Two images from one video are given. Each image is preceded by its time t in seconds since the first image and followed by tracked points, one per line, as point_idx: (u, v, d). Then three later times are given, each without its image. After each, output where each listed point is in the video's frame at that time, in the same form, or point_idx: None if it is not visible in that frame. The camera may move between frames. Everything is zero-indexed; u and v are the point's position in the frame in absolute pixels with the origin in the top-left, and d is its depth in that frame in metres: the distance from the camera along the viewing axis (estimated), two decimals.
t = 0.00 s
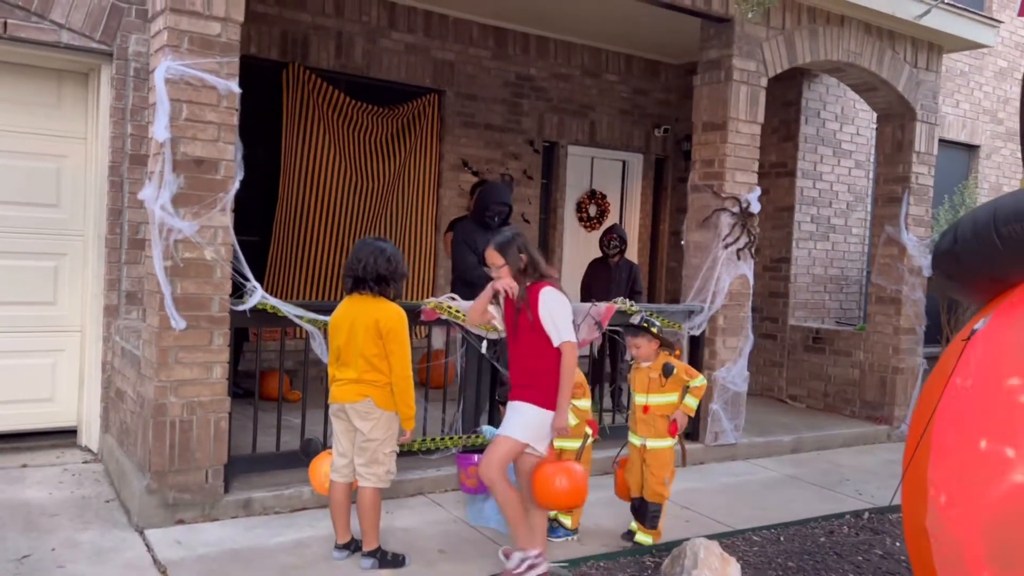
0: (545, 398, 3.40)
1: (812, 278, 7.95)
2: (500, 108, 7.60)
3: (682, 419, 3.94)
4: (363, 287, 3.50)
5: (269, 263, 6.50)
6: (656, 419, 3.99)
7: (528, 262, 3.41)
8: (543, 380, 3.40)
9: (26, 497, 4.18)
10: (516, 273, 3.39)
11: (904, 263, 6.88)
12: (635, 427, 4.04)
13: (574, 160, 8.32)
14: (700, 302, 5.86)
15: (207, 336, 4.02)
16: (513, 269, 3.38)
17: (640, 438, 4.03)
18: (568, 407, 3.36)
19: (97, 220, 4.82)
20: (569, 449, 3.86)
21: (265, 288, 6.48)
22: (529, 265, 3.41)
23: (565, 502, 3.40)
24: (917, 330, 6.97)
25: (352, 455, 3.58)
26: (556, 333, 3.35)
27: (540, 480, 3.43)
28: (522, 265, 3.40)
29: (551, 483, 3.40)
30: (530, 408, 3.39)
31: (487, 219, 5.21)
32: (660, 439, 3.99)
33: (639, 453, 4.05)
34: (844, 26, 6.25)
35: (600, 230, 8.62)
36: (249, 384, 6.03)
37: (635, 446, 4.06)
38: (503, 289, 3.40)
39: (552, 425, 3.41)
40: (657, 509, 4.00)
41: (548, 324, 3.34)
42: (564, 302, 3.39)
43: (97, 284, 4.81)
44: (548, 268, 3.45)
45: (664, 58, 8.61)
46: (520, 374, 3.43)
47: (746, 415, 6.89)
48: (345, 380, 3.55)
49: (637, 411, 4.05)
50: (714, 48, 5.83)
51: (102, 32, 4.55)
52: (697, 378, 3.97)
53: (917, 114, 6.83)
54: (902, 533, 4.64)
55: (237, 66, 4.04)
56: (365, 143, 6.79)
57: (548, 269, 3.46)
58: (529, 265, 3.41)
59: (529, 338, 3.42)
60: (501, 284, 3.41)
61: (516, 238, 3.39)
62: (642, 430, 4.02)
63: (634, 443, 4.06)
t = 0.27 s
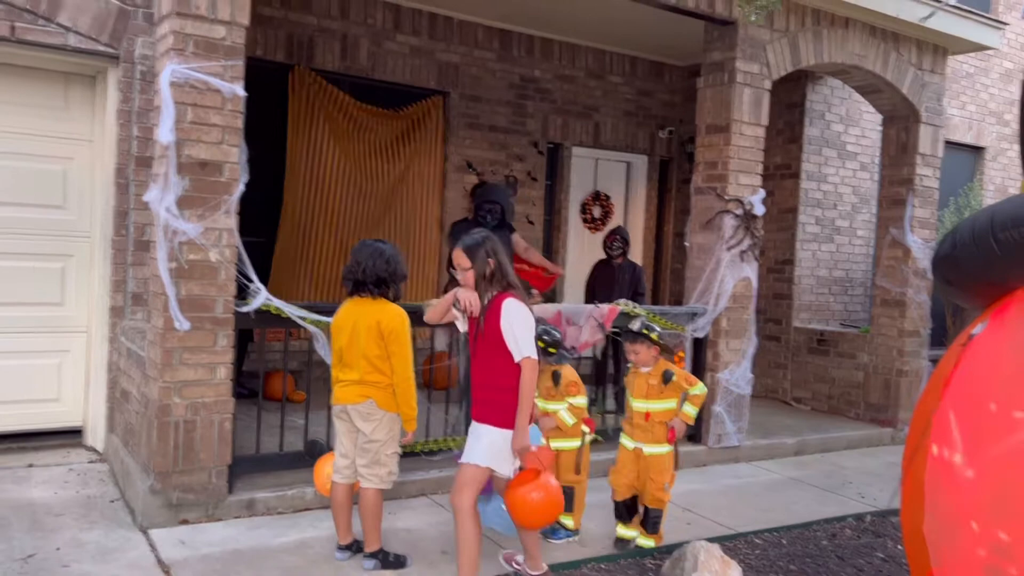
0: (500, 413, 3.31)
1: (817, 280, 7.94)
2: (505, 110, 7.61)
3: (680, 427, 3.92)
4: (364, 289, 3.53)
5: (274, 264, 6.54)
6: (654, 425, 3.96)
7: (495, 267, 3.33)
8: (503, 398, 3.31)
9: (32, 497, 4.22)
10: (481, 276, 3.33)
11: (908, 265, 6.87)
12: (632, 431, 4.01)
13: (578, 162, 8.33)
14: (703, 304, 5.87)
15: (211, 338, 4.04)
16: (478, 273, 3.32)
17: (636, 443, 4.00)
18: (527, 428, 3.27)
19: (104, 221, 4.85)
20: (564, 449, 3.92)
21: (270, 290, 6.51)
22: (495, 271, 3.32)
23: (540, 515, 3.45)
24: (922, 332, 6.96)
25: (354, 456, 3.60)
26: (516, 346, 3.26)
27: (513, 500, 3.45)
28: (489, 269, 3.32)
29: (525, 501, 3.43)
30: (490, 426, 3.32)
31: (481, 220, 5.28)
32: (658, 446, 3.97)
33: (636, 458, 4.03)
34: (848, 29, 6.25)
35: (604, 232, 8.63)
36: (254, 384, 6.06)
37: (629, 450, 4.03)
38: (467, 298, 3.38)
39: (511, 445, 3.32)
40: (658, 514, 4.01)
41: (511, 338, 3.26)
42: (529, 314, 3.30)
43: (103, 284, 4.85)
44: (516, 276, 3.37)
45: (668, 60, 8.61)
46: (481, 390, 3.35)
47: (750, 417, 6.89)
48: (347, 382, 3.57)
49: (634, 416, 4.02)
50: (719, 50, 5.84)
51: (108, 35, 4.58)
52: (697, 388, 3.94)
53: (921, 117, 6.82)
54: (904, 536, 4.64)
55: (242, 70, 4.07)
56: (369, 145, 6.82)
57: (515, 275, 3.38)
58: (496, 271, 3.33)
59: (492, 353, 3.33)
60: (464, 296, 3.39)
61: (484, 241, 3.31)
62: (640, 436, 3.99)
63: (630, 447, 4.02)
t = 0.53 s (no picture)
0: (481, 424, 3.20)
1: (848, 292, 7.85)
2: (532, 123, 7.64)
3: (695, 444, 3.80)
4: (388, 302, 3.55)
5: (304, 276, 6.60)
6: (669, 443, 3.86)
7: (488, 267, 3.25)
8: (484, 406, 3.20)
9: (65, 505, 4.29)
10: (474, 275, 3.23)
11: (941, 278, 6.77)
12: (646, 450, 3.90)
13: (606, 173, 8.33)
14: (731, 316, 5.82)
15: (239, 349, 4.09)
16: (472, 272, 3.22)
17: (651, 462, 3.89)
18: (503, 443, 3.14)
19: (137, 234, 4.94)
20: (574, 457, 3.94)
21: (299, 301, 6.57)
22: (485, 271, 3.23)
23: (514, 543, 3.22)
24: (955, 346, 6.85)
25: (380, 467, 3.61)
26: (503, 352, 3.16)
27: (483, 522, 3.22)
28: (483, 269, 3.23)
29: (497, 528, 3.19)
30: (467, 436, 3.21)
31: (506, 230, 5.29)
32: (673, 464, 3.85)
33: (651, 477, 3.90)
34: (878, 39, 6.20)
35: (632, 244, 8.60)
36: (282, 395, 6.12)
37: (645, 469, 3.91)
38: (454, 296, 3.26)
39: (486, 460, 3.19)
40: (682, 530, 3.90)
41: (500, 344, 3.16)
42: (519, 321, 3.20)
43: (136, 296, 4.93)
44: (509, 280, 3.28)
45: (696, 71, 8.59)
46: (463, 398, 3.25)
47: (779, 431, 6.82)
48: (372, 394, 3.59)
49: (649, 434, 3.91)
50: (746, 61, 5.82)
51: (142, 52, 4.67)
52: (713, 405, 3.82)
53: (954, 127, 6.74)
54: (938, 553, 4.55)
55: (271, 84, 4.13)
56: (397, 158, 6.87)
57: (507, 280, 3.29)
58: (489, 272, 3.24)
59: (478, 359, 3.23)
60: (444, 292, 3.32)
61: (481, 239, 3.24)
62: (655, 455, 3.87)
63: (644, 466, 3.91)
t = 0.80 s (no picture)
0: (457, 452, 3.10)
1: (880, 303, 7.74)
2: (559, 133, 7.64)
3: (701, 458, 3.70)
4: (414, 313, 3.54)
5: (331, 287, 6.63)
6: (674, 456, 3.74)
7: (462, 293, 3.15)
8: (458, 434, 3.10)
9: (96, 513, 4.34)
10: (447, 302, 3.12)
11: (976, 288, 6.65)
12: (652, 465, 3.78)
13: (633, 184, 8.30)
14: (761, 327, 5.77)
15: (267, 359, 4.12)
16: (445, 298, 3.12)
17: (656, 476, 3.77)
18: (477, 474, 3.02)
19: (168, 246, 5.01)
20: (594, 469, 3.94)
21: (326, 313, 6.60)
22: (458, 296, 3.14)
23: None
24: (991, 357, 6.71)
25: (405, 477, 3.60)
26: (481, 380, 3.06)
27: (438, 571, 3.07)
28: (457, 295, 3.13)
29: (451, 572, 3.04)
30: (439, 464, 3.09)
31: (531, 238, 5.20)
32: (679, 478, 3.74)
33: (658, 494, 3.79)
34: (909, 46, 6.12)
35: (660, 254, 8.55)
36: (310, 406, 6.16)
37: (651, 484, 3.80)
38: (432, 324, 3.12)
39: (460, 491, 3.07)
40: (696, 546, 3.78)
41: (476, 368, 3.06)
42: (497, 346, 3.11)
43: (166, 308, 4.99)
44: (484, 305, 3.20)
45: (725, 80, 8.54)
46: (439, 424, 3.13)
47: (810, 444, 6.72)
48: (397, 404, 3.58)
49: (653, 448, 3.80)
50: (775, 70, 5.78)
51: (174, 66, 4.74)
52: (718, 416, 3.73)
53: (988, 135, 6.63)
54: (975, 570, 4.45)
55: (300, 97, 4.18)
56: (424, 170, 6.90)
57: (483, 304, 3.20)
58: (462, 297, 3.14)
59: (456, 385, 3.12)
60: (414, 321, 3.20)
61: (450, 263, 3.15)
62: (661, 470, 3.76)
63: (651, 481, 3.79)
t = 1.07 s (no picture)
0: (422, 461, 2.83)
1: (904, 309, 7.65)
2: (579, 140, 7.64)
3: (708, 468, 3.62)
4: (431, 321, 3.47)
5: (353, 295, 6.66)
6: (679, 463, 3.70)
7: (425, 288, 2.89)
8: (426, 442, 2.83)
9: (120, 519, 4.38)
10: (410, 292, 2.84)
11: (1003, 294, 6.56)
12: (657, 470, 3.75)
13: (653, 190, 8.28)
14: (783, 333, 5.71)
15: (289, 366, 4.15)
16: (409, 288, 2.84)
17: (661, 483, 3.74)
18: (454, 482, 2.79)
19: (191, 255, 5.05)
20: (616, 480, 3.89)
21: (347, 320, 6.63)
22: (422, 291, 2.88)
23: None
24: (1019, 364, 6.62)
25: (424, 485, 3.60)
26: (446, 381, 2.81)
27: None
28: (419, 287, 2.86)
29: None
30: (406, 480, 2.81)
31: (543, 242, 5.19)
32: (681, 485, 3.70)
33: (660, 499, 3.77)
34: (932, 50, 6.07)
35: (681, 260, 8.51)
36: (332, 413, 6.19)
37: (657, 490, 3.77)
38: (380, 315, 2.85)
39: (434, 504, 2.83)
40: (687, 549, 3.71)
41: (439, 371, 2.80)
42: (459, 345, 2.86)
43: (189, 316, 5.03)
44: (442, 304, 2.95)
45: (746, 85, 8.51)
46: (398, 434, 2.85)
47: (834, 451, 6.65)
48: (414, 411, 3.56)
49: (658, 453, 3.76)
50: (796, 75, 5.74)
51: (197, 77, 4.78)
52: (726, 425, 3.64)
53: (1014, 138, 6.54)
54: None
55: (320, 106, 4.21)
56: (443, 178, 6.91)
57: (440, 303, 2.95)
58: (426, 292, 2.88)
59: (415, 388, 2.84)
60: (366, 308, 2.86)
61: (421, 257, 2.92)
62: (665, 476, 3.72)
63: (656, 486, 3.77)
